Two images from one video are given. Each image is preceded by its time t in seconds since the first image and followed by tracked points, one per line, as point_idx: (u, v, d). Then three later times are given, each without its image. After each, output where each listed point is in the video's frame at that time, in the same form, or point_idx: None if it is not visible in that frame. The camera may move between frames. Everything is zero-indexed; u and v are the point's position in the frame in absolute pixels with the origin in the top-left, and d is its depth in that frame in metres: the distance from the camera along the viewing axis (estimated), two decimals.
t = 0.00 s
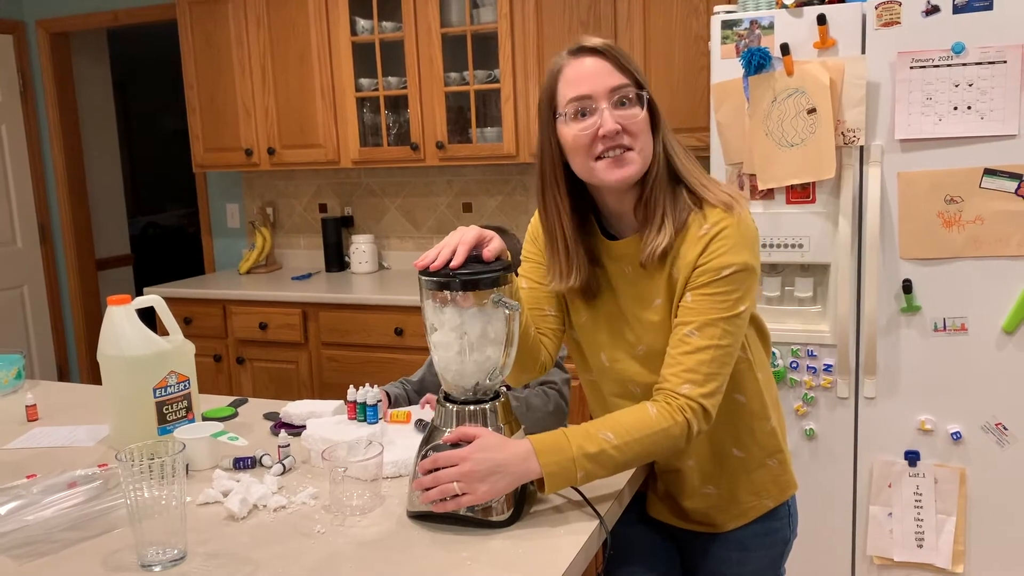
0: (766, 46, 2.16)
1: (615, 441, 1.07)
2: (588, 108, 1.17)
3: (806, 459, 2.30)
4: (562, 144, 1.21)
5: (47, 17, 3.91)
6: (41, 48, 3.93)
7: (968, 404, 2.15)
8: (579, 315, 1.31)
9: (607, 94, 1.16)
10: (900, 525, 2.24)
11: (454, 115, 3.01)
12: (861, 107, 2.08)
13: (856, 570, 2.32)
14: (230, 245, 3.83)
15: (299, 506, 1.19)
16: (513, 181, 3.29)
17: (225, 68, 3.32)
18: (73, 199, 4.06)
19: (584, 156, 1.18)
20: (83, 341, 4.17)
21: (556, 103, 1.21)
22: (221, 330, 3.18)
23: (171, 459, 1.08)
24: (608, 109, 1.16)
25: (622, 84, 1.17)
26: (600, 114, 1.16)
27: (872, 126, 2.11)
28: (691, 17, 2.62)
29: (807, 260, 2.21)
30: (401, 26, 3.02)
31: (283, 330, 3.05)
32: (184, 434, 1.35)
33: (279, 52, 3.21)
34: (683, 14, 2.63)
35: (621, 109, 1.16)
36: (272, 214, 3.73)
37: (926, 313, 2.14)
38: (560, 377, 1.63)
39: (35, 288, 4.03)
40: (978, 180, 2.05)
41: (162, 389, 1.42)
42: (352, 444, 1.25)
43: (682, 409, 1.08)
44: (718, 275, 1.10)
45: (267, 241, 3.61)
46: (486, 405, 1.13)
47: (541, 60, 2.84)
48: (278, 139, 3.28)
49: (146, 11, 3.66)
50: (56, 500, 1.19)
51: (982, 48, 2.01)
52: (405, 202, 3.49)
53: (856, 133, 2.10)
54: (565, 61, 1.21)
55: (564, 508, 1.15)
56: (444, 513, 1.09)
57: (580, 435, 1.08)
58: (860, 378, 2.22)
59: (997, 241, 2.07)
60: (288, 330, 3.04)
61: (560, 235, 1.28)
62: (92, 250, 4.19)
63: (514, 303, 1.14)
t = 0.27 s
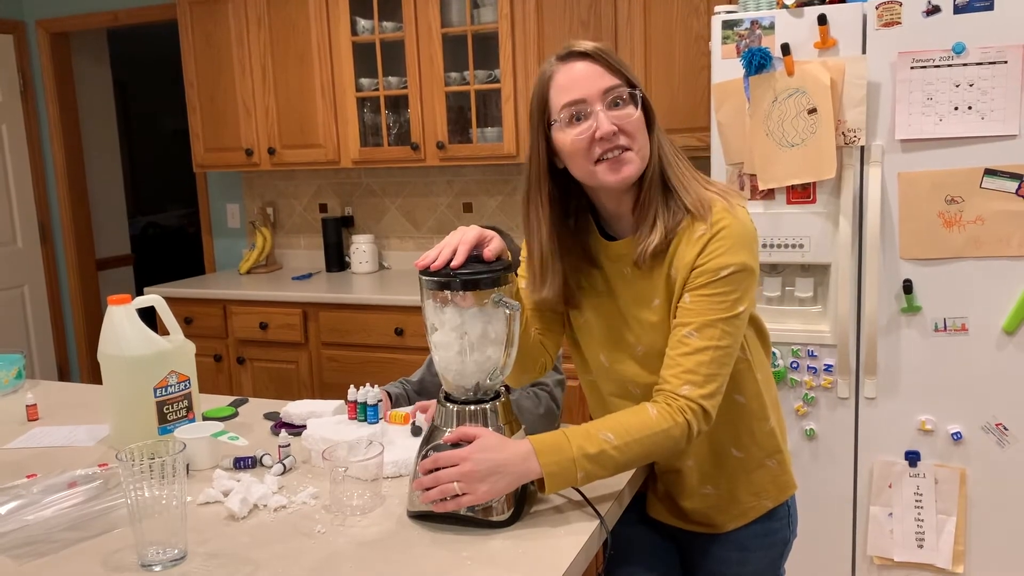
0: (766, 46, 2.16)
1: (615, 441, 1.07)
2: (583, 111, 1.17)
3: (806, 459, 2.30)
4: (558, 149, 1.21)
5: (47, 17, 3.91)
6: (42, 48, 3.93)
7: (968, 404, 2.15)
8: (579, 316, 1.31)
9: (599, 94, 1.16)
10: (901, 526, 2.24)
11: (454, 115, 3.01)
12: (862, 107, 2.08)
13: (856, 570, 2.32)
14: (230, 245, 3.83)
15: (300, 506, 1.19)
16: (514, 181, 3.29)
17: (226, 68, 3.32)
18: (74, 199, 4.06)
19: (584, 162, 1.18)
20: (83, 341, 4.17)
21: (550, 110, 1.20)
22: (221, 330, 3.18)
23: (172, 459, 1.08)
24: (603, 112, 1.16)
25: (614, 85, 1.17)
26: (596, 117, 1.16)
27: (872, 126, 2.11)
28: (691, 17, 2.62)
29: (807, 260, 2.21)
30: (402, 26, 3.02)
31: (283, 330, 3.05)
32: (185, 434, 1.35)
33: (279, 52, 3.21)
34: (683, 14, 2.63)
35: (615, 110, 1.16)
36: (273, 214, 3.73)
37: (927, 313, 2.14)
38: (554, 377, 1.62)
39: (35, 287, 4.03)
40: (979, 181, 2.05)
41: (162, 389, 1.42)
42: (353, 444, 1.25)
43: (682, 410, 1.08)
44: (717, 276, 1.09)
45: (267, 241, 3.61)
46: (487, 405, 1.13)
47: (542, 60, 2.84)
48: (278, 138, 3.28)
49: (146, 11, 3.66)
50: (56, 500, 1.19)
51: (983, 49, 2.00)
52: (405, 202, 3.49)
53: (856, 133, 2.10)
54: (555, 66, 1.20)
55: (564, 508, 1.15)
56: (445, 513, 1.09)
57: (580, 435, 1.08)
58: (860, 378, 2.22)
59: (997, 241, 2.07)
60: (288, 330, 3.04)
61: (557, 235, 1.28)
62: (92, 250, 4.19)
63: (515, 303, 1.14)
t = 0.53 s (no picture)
0: (767, 47, 2.16)
1: (616, 442, 1.07)
2: (585, 115, 1.17)
3: (807, 460, 2.30)
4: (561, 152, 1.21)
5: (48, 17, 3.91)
6: (43, 47, 3.94)
7: (969, 405, 2.15)
8: (580, 316, 1.31)
9: (602, 98, 1.16)
10: (901, 527, 2.24)
11: (455, 116, 3.02)
12: (862, 108, 2.08)
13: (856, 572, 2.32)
14: (231, 246, 3.83)
15: (300, 506, 1.19)
16: (514, 181, 3.29)
17: (227, 69, 3.33)
18: (75, 199, 4.06)
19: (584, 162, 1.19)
20: (83, 341, 4.17)
21: (552, 112, 1.21)
22: (222, 330, 3.18)
23: (173, 459, 1.08)
24: (605, 116, 1.16)
25: (617, 88, 1.17)
26: (597, 121, 1.16)
27: (873, 128, 2.11)
28: (693, 18, 2.62)
29: (808, 262, 2.21)
30: (403, 27, 3.02)
31: (284, 330, 3.05)
32: (186, 434, 1.35)
33: (280, 52, 3.21)
34: (684, 15, 2.63)
35: (618, 115, 1.17)
36: (274, 214, 3.73)
37: (928, 314, 2.14)
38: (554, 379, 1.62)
39: (35, 287, 4.03)
40: (979, 182, 2.05)
41: (163, 389, 1.42)
42: (354, 444, 1.25)
43: (682, 410, 1.08)
44: (718, 277, 1.09)
45: (268, 241, 3.62)
46: (487, 406, 1.13)
47: (543, 60, 2.84)
48: (279, 139, 3.28)
49: (147, 11, 3.67)
50: (57, 500, 1.20)
51: (984, 50, 2.00)
52: (406, 202, 3.49)
53: (857, 134, 2.10)
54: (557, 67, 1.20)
55: (565, 509, 1.15)
56: (446, 514, 1.09)
57: (581, 436, 1.08)
58: (860, 380, 2.22)
59: (998, 243, 2.07)
60: (289, 331, 3.04)
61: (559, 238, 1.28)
62: (93, 250, 4.19)
63: (516, 304, 1.14)
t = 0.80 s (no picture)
0: (768, 48, 2.16)
1: (616, 444, 1.07)
2: (589, 118, 1.17)
3: (807, 461, 2.30)
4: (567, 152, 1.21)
5: (49, 16, 3.91)
6: (43, 47, 3.94)
7: (969, 406, 2.15)
8: (582, 315, 1.31)
9: (608, 104, 1.15)
10: (901, 528, 2.24)
11: (456, 116, 3.02)
12: (863, 109, 2.08)
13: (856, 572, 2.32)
14: (231, 246, 3.83)
15: (301, 506, 1.19)
16: (515, 181, 3.29)
17: (228, 69, 3.33)
18: (75, 199, 4.06)
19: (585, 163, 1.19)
20: (83, 341, 4.17)
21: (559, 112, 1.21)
22: (222, 330, 3.18)
23: (173, 459, 1.08)
24: (609, 121, 1.16)
25: (623, 93, 1.16)
26: (601, 125, 1.16)
27: (874, 129, 2.11)
28: (693, 19, 2.62)
29: (808, 262, 2.21)
30: (403, 27, 3.02)
31: (284, 330, 3.05)
32: (186, 434, 1.35)
33: (281, 52, 3.21)
34: (685, 15, 2.63)
35: (623, 119, 1.16)
36: (274, 214, 3.73)
37: (928, 315, 2.14)
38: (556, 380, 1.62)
39: (36, 287, 4.03)
40: (980, 183, 2.05)
41: (163, 389, 1.42)
42: (355, 444, 1.25)
43: (683, 414, 1.08)
44: (722, 280, 1.09)
45: (268, 241, 3.62)
46: (488, 406, 1.13)
47: (544, 60, 2.84)
48: (280, 139, 3.28)
49: (147, 11, 3.67)
50: (58, 500, 1.20)
51: (985, 51, 2.00)
52: (407, 202, 3.49)
53: (858, 135, 2.10)
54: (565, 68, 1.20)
55: (565, 509, 1.15)
56: (447, 514, 1.09)
57: (582, 438, 1.08)
58: (860, 380, 2.22)
59: (998, 243, 2.07)
60: (289, 331, 3.04)
61: (561, 237, 1.28)
62: (93, 250, 4.19)
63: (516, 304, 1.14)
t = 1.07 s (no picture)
0: (768, 37, 2.15)
1: (639, 496, 1.10)
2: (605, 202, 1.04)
3: (807, 452, 2.29)
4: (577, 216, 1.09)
5: (46, 7, 3.89)
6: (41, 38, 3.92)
7: (970, 397, 2.14)
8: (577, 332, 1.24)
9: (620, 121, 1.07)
10: (901, 519, 2.24)
11: (455, 107, 3.01)
12: (864, 99, 2.07)
13: (856, 562, 2.32)
14: (230, 237, 3.82)
15: (300, 497, 1.19)
16: (514, 172, 3.28)
17: (226, 60, 3.31)
18: (74, 191, 4.05)
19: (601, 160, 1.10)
20: (83, 333, 4.17)
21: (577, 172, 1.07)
22: (221, 322, 3.17)
23: (172, 451, 1.08)
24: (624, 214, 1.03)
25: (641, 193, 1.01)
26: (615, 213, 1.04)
27: (875, 119, 2.10)
28: (694, 8, 2.61)
29: (808, 253, 2.21)
30: (402, 17, 3.01)
31: (283, 322, 3.05)
32: (185, 425, 1.34)
33: (280, 43, 3.20)
34: (686, 4, 2.61)
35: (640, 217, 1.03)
36: (273, 206, 3.72)
37: (929, 305, 2.14)
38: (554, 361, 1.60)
39: (35, 280, 4.02)
40: (981, 173, 2.04)
41: (162, 380, 1.42)
42: (353, 435, 1.24)
43: (703, 484, 1.11)
44: (744, 368, 1.07)
45: (267, 232, 3.61)
46: (487, 396, 1.12)
47: (543, 50, 2.82)
48: (279, 130, 3.27)
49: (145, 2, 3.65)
50: (57, 491, 1.19)
51: (987, 40, 1.99)
52: (406, 193, 3.48)
53: (859, 125, 2.09)
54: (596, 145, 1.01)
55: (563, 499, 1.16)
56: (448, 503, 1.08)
57: (609, 476, 1.10)
58: (861, 371, 2.22)
59: (1000, 234, 2.06)
60: (288, 322, 3.04)
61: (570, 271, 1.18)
62: (92, 242, 4.19)
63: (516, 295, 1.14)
